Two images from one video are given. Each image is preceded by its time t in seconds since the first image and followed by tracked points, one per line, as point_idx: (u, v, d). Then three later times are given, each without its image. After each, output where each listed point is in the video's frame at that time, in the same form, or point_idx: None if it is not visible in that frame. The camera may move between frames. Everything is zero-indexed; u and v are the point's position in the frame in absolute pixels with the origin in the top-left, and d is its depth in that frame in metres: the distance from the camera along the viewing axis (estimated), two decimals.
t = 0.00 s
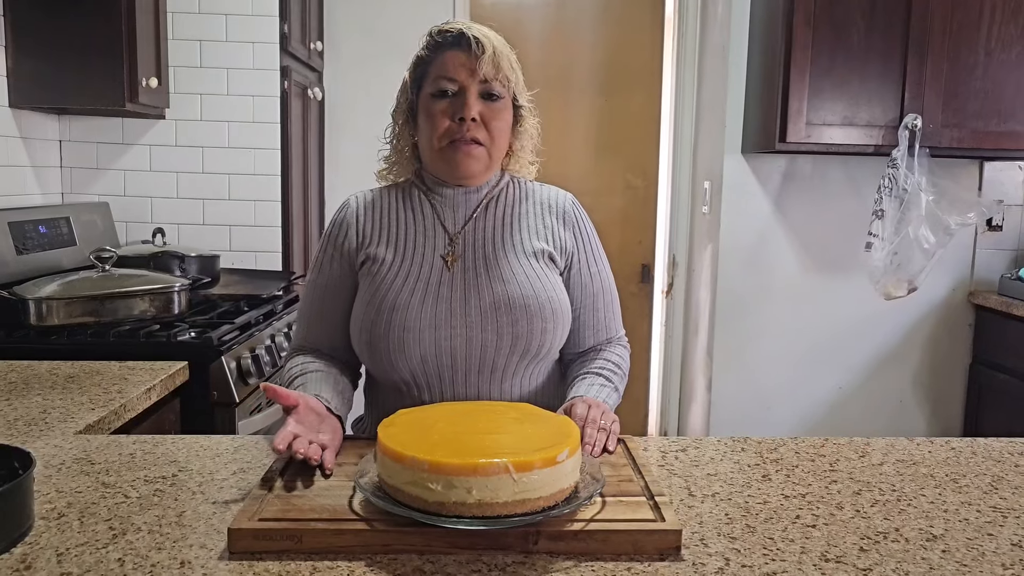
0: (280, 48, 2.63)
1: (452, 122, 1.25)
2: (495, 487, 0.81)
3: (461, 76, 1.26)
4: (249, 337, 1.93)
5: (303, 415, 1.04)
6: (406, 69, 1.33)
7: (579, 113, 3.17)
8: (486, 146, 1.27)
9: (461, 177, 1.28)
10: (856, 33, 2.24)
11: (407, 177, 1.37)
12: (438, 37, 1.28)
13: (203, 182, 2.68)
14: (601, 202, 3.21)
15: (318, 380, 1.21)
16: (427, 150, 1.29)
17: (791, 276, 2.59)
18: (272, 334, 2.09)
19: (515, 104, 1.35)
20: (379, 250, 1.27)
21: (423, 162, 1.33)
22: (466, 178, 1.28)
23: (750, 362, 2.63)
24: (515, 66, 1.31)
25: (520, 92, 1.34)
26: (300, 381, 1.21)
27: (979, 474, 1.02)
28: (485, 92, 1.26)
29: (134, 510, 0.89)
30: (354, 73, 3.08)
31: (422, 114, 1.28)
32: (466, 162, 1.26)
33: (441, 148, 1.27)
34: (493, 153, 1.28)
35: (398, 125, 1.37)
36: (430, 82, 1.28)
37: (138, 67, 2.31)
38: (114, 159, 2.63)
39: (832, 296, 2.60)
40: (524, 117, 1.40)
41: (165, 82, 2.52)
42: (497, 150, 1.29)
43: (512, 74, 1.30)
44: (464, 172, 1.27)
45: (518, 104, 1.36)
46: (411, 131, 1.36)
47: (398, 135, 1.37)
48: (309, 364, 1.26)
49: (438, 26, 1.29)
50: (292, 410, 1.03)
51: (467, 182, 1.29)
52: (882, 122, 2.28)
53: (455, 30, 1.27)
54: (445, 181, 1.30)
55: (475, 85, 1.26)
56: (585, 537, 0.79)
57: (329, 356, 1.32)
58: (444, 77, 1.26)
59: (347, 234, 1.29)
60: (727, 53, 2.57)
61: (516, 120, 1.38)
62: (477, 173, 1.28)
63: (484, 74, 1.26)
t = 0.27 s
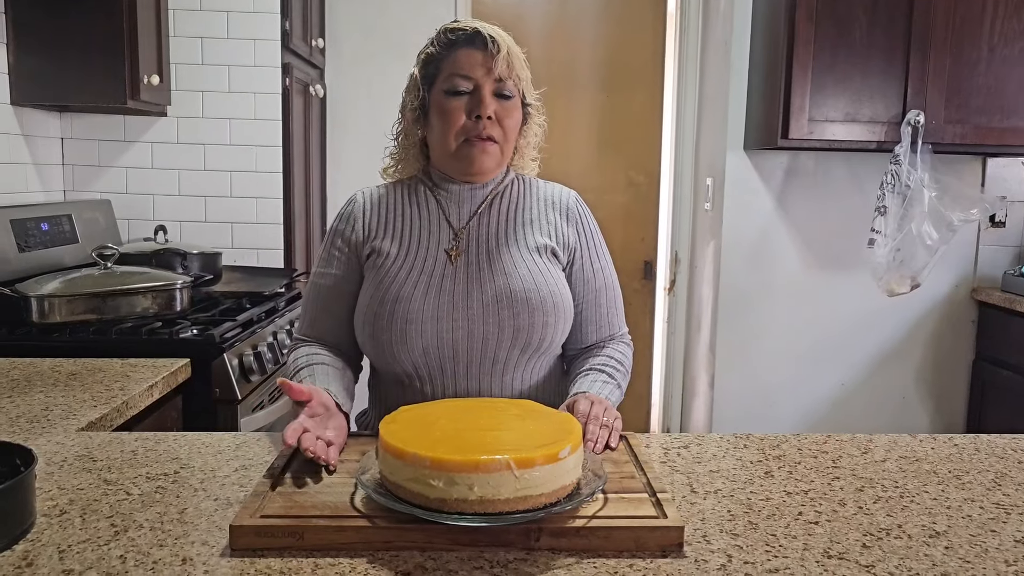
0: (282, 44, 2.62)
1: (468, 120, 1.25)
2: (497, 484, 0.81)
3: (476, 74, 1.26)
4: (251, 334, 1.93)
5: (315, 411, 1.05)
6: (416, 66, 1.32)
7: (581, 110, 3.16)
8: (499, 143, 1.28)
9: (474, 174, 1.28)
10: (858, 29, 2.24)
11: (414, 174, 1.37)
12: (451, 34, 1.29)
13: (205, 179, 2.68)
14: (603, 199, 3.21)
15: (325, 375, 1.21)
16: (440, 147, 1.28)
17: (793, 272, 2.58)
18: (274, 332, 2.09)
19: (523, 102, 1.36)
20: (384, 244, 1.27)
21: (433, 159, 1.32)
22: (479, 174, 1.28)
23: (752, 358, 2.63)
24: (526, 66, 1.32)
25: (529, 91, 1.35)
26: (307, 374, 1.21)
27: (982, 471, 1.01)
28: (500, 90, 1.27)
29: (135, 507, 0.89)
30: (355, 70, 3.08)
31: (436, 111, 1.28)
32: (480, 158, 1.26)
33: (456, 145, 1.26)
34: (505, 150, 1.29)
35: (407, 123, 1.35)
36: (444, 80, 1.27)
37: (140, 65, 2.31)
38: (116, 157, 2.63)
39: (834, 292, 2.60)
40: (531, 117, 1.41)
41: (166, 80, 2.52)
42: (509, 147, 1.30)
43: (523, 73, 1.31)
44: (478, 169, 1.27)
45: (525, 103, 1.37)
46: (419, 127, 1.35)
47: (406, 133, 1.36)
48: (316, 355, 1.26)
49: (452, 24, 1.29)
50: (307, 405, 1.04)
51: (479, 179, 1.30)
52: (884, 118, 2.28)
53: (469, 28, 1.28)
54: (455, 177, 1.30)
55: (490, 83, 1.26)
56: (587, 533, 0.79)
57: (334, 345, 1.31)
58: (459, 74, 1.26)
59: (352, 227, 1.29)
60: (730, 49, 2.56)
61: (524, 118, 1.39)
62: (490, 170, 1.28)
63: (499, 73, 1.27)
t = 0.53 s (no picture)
0: (283, 42, 2.62)
1: (476, 116, 1.25)
2: (500, 481, 0.81)
3: (484, 70, 1.26)
4: (253, 331, 1.93)
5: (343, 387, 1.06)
6: (422, 61, 1.32)
7: (582, 107, 3.16)
8: (506, 139, 1.28)
9: (481, 170, 1.28)
10: (860, 26, 2.23)
11: (416, 170, 1.37)
12: (458, 30, 1.28)
13: (206, 177, 2.68)
14: (604, 196, 3.21)
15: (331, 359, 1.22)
16: (447, 143, 1.28)
17: (795, 270, 2.58)
18: (276, 329, 2.09)
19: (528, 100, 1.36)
20: (386, 240, 1.27)
21: (438, 155, 1.32)
22: (485, 171, 1.28)
23: (754, 355, 2.63)
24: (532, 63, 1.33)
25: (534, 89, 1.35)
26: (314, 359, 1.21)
27: (985, 467, 1.01)
28: (507, 86, 1.27)
29: (139, 504, 0.89)
30: (357, 68, 3.08)
31: (443, 106, 1.27)
32: (487, 155, 1.26)
33: (463, 141, 1.26)
34: (511, 147, 1.29)
35: (411, 117, 1.34)
36: (451, 76, 1.27)
37: (141, 64, 2.31)
38: (118, 155, 2.63)
39: (836, 289, 2.59)
40: (534, 115, 1.41)
41: (168, 78, 2.52)
42: (515, 143, 1.30)
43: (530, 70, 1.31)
44: (485, 165, 1.27)
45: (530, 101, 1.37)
46: (424, 123, 1.34)
47: (411, 129, 1.36)
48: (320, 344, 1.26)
49: (459, 20, 1.29)
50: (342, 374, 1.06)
51: (485, 174, 1.29)
52: (887, 115, 2.27)
53: (477, 25, 1.28)
54: (461, 173, 1.30)
55: (498, 79, 1.26)
56: (590, 530, 0.79)
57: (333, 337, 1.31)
58: (467, 70, 1.26)
59: (354, 223, 1.29)
60: (731, 46, 2.56)
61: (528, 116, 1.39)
62: (497, 166, 1.28)
63: (507, 69, 1.27)
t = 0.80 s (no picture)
0: (283, 41, 2.62)
1: (486, 112, 1.25)
2: (502, 480, 0.81)
3: (495, 67, 1.26)
4: (254, 330, 1.93)
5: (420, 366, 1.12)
6: (429, 56, 1.30)
7: (583, 106, 3.15)
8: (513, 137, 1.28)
9: (486, 167, 1.28)
10: (862, 24, 2.23)
11: (418, 169, 1.36)
12: (468, 27, 1.28)
13: (206, 176, 2.67)
14: (605, 195, 3.20)
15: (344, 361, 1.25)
16: (454, 139, 1.27)
17: (796, 269, 2.58)
18: (277, 328, 2.09)
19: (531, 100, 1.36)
20: (387, 240, 1.27)
21: (443, 152, 1.31)
22: (490, 168, 1.28)
23: (755, 354, 2.63)
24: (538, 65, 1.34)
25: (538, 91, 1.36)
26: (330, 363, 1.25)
27: (989, 467, 1.01)
28: (516, 85, 1.27)
29: (140, 504, 0.89)
30: (357, 66, 3.07)
31: (452, 102, 1.27)
32: (494, 152, 1.26)
33: (472, 138, 1.26)
34: (517, 146, 1.30)
35: (417, 112, 1.32)
36: (460, 71, 1.27)
37: (141, 63, 2.30)
38: (118, 154, 2.62)
39: (837, 288, 2.59)
40: (536, 115, 1.41)
41: (168, 76, 2.51)
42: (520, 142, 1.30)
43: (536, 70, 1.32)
44: (492, 163, 1.27)
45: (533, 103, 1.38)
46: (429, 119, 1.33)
47: (415, 125, 1.34)
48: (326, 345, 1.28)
49: (469, 17, 1.29)
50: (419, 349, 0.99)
51: (489, 172, 1.29)
52: (888, 113, 2.27)
53: (487, 22, 1.28)
54: (466, 170, 1.29)
55: (508, 77, 1.26)
56: (593, 530, 0.79)
57: (332, 334, 1.32)
58: (478, 66, 1.26)
59: (355, 223, 1.29)
60: (732, 44, 2.55)
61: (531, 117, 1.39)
62: (502, 164, 1.28)
63: (517, 67, 1.27)
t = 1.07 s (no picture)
0: (283, 39, 2.61)
1: (473, 108, 1.25)
2: (504, 481, 0.80)
3: (485, 62, 1.25)
4: (253, 330, 1.92)
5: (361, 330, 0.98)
6: (425, 53, 1.31)
7: (583, 105, 3.15)
8: (504, 133, 1.27)
9: (477, 163, 1.27)
10: (862, 23, 2.23)
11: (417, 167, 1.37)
12: (462, 23, 1.28)
13: (205, 175, 2.67)
14: (605, 194, 3.19)
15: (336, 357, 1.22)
16: (446, 135, 1.28)
17: (797, 268, 2.57)
18: (277, 328, 2.09)
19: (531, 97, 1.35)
20: (386, 243, 1.26)
21: (438, 150, 1.32)
22: (481, 165, 1.27)
23: (755, 354, 2.62)
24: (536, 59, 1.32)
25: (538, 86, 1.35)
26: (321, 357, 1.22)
27: (991, 467, 1.01)
28: (507, 79, 1.26)
29: (139, 505, 0.89)
30: (356, 65, 3.07)
31: (443, 98, 1.27)
32: (482, 149, 1.25)
33: (461, 133, 1.26)
34: (509, 141, 1.28)
35: (412, 110, 1.35)
36: (452, 67, 1.27)
37: (140, 62, 2.30)
38: (117, 153, 2.62)
39: (837, 288, 2.59)
40: (538, 114, 1.40)
41: (167, 75, 2.51)
42: (514, 138, 1.29)
43: (533, 65, 1.31)
44: (481, 159, 1.26)
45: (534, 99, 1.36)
46: (424, 116, 1.35)
47: (411, 121, 1.36)
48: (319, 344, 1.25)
49: (463, 12, 1.29)
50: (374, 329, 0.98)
51: (481, 168, 1.28)
52: (889, 113, 2.26)
53: (480, 17, 1.27)
54: (459, 168, 1.29)
55: (498, 72, 1.25)
56: (595, 531, 0.79)
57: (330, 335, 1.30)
58: (468, 62, 1.26)
59: (354, 225, 1.29)
60: (733, 43, 2.55)
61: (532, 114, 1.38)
62: (493, 160, 1.27)
63: (508, 62, 1.26)
